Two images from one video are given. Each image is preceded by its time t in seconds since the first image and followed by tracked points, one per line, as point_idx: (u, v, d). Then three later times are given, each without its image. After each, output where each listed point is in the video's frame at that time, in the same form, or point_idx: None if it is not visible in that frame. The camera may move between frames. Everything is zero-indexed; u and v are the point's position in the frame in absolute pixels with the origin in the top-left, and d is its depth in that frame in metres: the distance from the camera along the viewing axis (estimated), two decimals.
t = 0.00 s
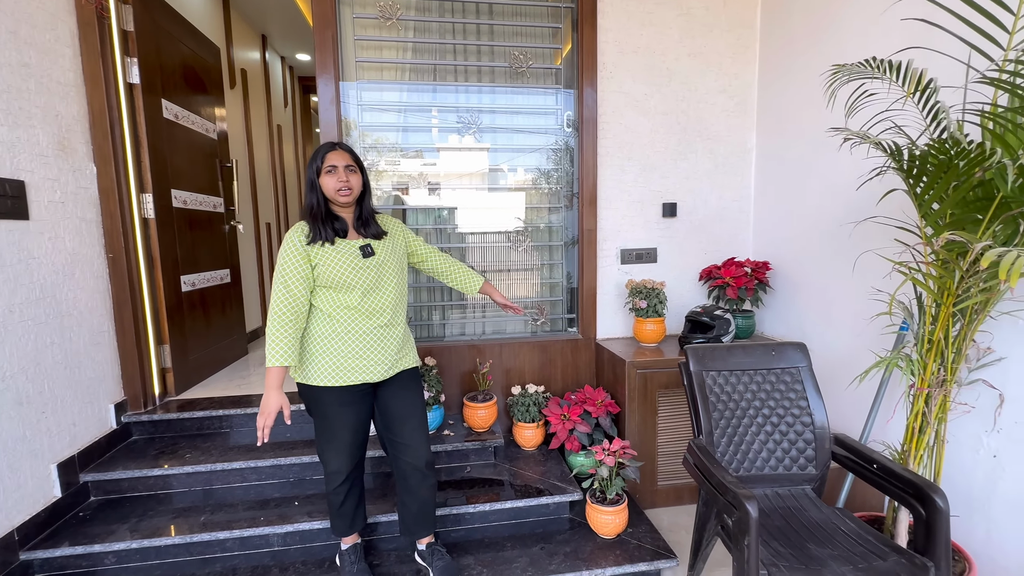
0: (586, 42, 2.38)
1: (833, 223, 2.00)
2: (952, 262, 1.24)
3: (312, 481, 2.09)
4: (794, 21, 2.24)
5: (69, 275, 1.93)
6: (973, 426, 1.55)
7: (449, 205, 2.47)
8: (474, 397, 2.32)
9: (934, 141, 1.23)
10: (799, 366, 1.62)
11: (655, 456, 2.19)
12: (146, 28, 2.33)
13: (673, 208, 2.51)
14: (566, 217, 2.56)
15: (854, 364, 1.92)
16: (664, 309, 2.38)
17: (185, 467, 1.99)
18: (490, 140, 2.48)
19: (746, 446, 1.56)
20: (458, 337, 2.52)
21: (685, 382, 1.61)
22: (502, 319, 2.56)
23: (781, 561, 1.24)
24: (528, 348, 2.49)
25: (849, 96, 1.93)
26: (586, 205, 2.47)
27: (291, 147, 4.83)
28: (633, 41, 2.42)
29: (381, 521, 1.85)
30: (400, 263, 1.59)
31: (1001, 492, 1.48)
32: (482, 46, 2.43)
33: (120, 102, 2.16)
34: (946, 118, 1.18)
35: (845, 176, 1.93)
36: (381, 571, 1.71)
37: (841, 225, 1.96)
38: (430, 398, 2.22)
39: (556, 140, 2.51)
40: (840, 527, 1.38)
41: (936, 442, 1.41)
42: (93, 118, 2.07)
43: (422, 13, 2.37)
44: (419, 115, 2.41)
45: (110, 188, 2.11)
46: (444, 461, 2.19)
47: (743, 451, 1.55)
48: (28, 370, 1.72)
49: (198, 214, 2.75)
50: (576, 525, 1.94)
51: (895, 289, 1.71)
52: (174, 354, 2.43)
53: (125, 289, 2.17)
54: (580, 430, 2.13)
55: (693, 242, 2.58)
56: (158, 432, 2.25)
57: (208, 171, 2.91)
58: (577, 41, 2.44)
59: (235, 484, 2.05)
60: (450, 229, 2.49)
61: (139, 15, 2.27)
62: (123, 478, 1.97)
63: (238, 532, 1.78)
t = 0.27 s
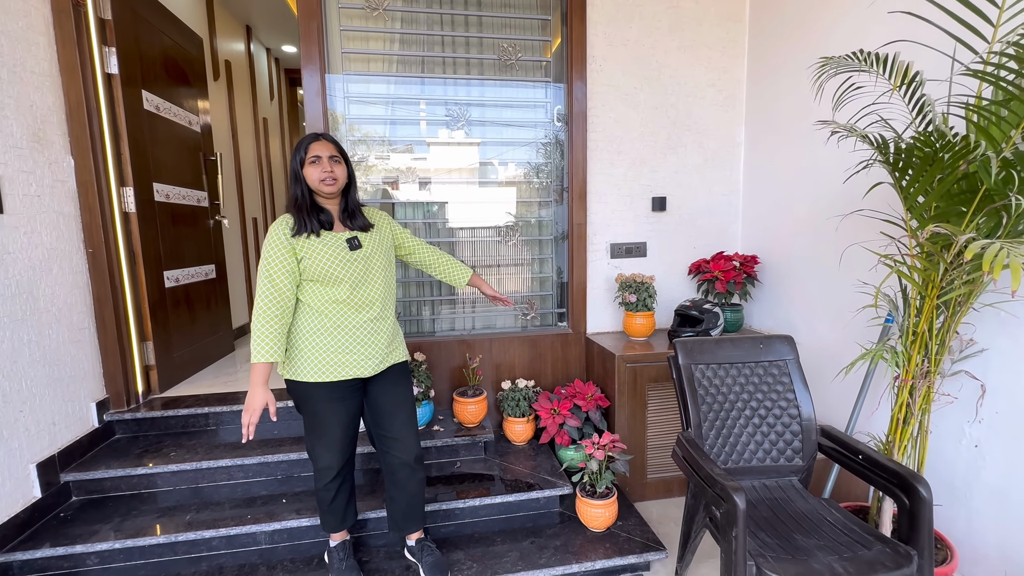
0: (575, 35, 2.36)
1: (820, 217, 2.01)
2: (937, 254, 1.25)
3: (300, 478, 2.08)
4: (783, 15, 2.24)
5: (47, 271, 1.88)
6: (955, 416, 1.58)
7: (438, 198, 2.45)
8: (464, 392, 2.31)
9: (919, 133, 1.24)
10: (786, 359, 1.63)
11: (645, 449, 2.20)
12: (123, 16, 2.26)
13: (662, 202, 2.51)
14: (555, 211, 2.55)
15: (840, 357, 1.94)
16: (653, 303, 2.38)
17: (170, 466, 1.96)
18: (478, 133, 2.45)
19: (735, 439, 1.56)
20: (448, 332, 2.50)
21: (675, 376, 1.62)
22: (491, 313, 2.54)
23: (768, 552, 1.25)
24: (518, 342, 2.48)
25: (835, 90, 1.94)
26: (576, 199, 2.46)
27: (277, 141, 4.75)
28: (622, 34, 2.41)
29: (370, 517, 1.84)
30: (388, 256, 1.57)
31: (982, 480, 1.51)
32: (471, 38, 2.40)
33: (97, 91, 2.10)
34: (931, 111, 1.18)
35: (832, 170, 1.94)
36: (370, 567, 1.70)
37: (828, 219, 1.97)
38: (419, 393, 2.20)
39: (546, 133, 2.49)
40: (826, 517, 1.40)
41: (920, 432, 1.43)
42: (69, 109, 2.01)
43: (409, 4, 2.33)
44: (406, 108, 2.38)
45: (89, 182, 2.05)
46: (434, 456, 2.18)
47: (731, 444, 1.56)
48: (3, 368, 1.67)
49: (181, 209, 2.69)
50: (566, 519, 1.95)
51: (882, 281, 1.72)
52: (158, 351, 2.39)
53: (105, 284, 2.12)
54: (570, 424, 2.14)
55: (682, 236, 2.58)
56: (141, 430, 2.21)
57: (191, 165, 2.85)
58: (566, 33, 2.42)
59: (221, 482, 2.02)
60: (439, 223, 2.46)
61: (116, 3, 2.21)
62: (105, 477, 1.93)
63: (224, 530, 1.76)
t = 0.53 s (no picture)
0: (573, 25, 2.32)
1: (820, 211, 1.99)
2: (939, 247, 1.23)
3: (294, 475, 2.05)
4: (783, 5, 2.21)
5: (32, 265, 1.83)
6: (955, 411, 1.57)
7: (433, 192, 2.41)
8: (460, 388, 2.29)
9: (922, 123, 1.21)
10: (785, 354, 1.61)
11: (643, 445, 2.19)
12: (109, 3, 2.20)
13: (660, 195, 2.48)
14: (552, 205, 2.51)
15: (839, 352, 1.92)
16: (651, 298, 2.36)
17: (161, 463, 1.93)
18: (474, 125, 2.41)
19: (733, 434, 1.55)
20: (443, 327, 2.47)
21: (672, 372, 1.60)
22: (487, 308, 2.52)
23: (767, 548, 1.23)
24: (514, 337, 2.46)
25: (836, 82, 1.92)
26: (573, 193, 2.43)
27: (270, 134, 4.69)
28: (620, 24, 2.37)
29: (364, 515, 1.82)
30: (379, 249, 1.54)
31: (980, 476, 1.50)
32: (466, 28, 2.36)
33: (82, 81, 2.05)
34: (936, 100, 1.16)
35: (832, 163, 1.92)
36: (364, 565, 1.68)
37: (828, 212, 1.95)
38: (415, 389, 2.18)
39: (542, 126, 2.46)
40: (824, 512, 1.39)
41: (919, 427, 1.42)
42: (54, 99, 1.96)
43: None
44: (400, 99, 2.34)
45: (75, 173, 2.00)
46: (430, 452, 2.15)
47: (730, 439, 1.54)
48: None
49: (171, 202, 2.64)
50: (563, 515, 1.93)
51: (882, 275, 1.70)
52: (148, 347, 2.35)
53: (93, 279, 2.07)
54: (567, 420, 2.12)
55: (679, 230, 2.56)
56: (132, 427, 2.18)
57: (181, 157, 2.80)
58: (563, 23, 2.38)
59: (213, 479, 2.00)
60: (434, 217, 2.43)
61: None
62: (95, 475, 1.90)
63: (216, 528, 1.73)
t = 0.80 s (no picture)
0: (580, 11, 2.24)
1: (839, 203, 1.92)
2: (973, 240, 1.16)
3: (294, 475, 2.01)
4: None
5: (25, 258, 1.78)
6: (983, 414, 1.50)
7: (437, 184, 2.35)
8: (463, 386, 2.23)
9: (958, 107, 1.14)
10: (801, 352, 1.55)
11: (651, 445, 2.13)
12: None
13: (669, 188, 2.41)
14: (558, 198, 2.45)
15: (857, 350, 1.85)
16: (660, 294, 2.29)
17: (158, 462, 1.88)
18: (478, 115, 2.34)
19: (748, 436, 1.49)
20: (447, 323, 2.41)
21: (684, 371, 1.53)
22: (492, 305, 2.46)
23: (787, 558, 1.17)
24: (519, 334, 2.39)
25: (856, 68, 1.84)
26: (580, 186, 2.36)
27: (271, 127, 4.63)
28: (630, 11, 2.29)
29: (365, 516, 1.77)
30: (378, 247, 1.50)
31: (1008, 481, 1.44)
32: (470, 15, 2.28)
33: (76, 70, 1.99)
34: (974, 81, 1.08)
35: (853, 153, 1.84)
36: (365, 569, 1.63)
37: (848, 205, 1.87)
38: (417, 387, 2.12)
39: (549, 116, 2.39)
40: (846, 519, 1.32)
41: (946, 429, 1.35)
42: (47, 88, 1.90)
43: None
44: (403, 89, 2.27)
45: (69, 165, 1.95)
46: (433, 452, 2.10)
47: (744, 441, 1.48)
48: None
49: (169, 195, 2.59)
50: (569, 517, 1.88)
51: (910, 271, 1.62)
52: (146, 343, 2.30)
53: (89, 274, 2.02)
54: (573, 419, 2.06)
55: (689, 224, 2.49)
56: (129, 425, 2.14)
57: (180, 150, 2.74)
58: (571, 9, 2.30)
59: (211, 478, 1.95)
60: (437, 211, 2.36)
61: None
62: (91, 474, 1.86)
63: (214, 529, 1.69)
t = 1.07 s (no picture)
0: None
1: (885, 197, 1.78)
2: None
3: (303, 480, 1.94)
4: None
5: (29, 255, 1.73)
6: None
7: (450, 178, 2.25)
8: (478, 389, 2.14)
9: None
10: (846, 359, 1.42)
11: (677, 453, 2.02)
12: None
13: (696, 182, 2.28)
14: (578, 192, 2.33)
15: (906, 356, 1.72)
16: (685, 294, 2.17)
17: (164, 467, 1.83)
18: (494, 106, 2.23)
19: (788, 449, 1.37)
20: (461, 323, 2.32)
21: (716, 378, 1.42)
22: (508, 304, 2.36)
23: None
24: (536, 335, 2.29)
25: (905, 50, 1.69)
26: (600, 180, 2.25)
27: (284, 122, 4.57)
28: None
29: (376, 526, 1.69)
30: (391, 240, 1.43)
31: None
32: None
33: (80, 61, 1.93)
34: None
35: (904, 143, 1.70)
36: None
37: (898, 199, 1.73)
38: (431, 390, 2.04)
39: (568, 106, 2.27)
40: (901, 545, 1.20)
41: (1014, 448, 1.21)
42: (51, 80, 1.84)
43: None
44: (416, 79, 2.17)
45: (74, 159, 1.90)
46: (447, 458, 2.02)
47: (783, 455, 1.37)
48: None
49: (178, 191, 2.54)
50: (591, 530, 1.78)
51: (978, 274, 1.47)
52: (154, 342, 2.25)
53: (95, 272, 1.97)
54: (594, 425, 1.96)
55: (717, 219, 2.36)
56: (137, 426, 2.09)
57: (189, 144, 2.68)
58: None
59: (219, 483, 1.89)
60: (451, 206, 2.27)
61: None
62: (97, 478, 1.81)
63: (220, 538, 1.62)
